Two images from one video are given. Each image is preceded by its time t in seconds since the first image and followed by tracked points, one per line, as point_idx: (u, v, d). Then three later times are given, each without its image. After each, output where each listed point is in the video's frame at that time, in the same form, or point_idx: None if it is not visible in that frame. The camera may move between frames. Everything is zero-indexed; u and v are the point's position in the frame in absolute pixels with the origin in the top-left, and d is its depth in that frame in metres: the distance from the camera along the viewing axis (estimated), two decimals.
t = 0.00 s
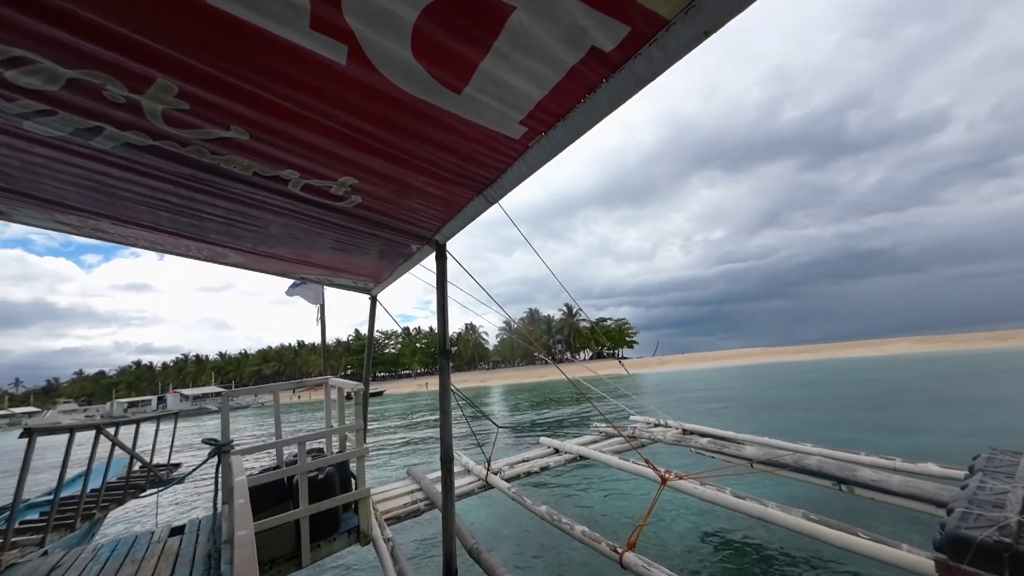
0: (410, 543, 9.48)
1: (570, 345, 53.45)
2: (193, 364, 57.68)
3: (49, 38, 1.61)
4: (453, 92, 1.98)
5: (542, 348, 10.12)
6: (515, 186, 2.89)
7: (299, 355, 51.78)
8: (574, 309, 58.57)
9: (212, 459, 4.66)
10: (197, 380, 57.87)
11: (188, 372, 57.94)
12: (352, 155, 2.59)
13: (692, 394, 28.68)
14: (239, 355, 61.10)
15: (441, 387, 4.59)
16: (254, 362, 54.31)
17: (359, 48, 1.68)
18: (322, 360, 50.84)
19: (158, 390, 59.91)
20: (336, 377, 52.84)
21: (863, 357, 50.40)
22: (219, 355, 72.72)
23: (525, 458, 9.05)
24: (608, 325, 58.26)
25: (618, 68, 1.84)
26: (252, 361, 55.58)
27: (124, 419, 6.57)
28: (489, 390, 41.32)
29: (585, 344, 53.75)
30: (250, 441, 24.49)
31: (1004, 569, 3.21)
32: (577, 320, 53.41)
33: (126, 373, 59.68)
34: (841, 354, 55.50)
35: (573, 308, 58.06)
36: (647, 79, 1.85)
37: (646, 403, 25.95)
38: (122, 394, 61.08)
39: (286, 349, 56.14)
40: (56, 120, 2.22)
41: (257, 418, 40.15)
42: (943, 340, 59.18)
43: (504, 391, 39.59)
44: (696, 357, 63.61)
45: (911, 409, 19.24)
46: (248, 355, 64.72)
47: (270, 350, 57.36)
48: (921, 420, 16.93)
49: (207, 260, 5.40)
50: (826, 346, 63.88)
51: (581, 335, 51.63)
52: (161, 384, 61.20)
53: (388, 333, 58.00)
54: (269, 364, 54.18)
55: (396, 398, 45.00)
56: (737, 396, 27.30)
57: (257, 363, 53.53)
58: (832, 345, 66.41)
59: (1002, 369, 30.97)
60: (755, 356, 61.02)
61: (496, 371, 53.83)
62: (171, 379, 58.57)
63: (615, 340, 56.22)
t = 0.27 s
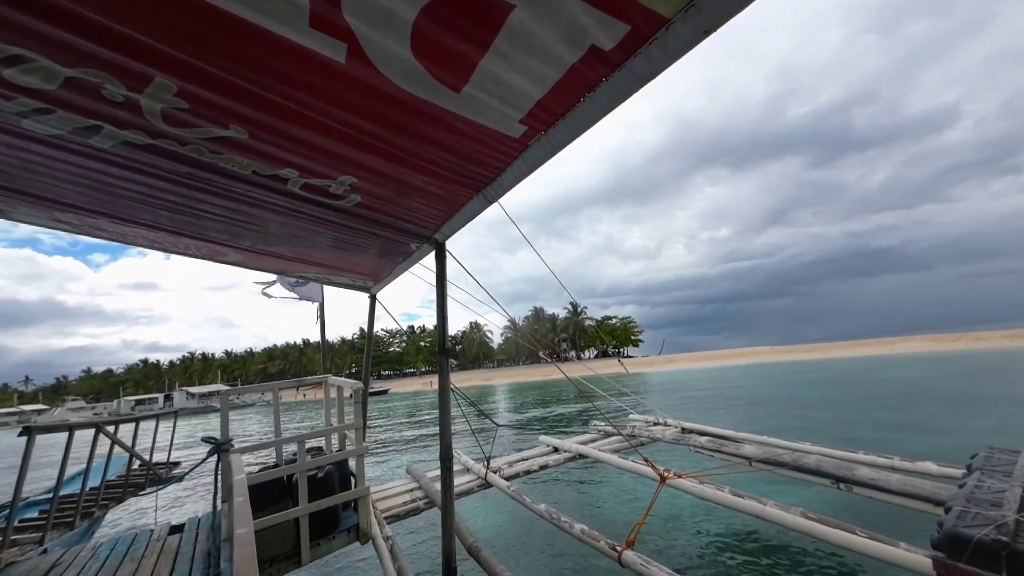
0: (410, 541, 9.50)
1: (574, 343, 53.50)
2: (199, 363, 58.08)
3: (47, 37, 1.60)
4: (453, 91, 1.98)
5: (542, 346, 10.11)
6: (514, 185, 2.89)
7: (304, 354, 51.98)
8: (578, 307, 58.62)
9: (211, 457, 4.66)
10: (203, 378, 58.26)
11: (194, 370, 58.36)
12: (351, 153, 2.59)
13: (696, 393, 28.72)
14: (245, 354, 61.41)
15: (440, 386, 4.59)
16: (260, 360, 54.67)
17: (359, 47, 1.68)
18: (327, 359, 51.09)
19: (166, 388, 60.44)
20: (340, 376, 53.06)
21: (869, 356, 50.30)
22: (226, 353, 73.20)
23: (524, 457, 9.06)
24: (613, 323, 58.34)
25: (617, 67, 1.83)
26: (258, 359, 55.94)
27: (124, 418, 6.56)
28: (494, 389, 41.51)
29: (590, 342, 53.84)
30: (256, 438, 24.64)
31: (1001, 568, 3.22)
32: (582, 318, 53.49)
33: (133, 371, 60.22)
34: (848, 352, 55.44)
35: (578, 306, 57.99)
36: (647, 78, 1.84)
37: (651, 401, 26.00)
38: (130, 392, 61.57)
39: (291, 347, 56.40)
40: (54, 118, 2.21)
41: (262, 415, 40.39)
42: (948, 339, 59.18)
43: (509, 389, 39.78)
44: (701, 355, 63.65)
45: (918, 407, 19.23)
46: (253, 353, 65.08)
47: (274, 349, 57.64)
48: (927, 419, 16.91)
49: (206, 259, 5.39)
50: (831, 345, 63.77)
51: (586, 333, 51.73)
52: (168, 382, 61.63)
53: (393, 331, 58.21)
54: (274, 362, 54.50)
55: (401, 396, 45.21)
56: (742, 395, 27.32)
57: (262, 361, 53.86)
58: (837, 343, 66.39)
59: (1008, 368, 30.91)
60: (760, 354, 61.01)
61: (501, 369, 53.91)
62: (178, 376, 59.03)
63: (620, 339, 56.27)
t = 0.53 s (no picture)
0: (410, 539, 9.52)
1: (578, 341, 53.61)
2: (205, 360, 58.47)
3: (44, 35, 1.60)
4: (452, 89, 1.97)
5: (542, 345, 10.11)
6: (514, 183, 2.88)
7: (309, 351, 52.17)
8: (582, 306, 58.65)
9: (210, 455, 4.65)
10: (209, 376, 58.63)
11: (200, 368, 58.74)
12: (350, 152, 2.58)
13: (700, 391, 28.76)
14: (249, 351, 61.63)
15: (439, 384, 4.60)
16: (265, 358, 54.97)
17: (358, 45, 1.67)
18: (331, 356, 51.29)
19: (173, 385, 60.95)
20: (345, 373, 53.30)
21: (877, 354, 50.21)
22: (231, 351, 73.54)
23: (523, 455, 9.06)
24: (617, 321, 58.37)
25: (617, 65, 1.83)
26: (262, 357, 56.26)
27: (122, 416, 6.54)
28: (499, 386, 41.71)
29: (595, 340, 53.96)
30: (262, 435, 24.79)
31: (998, 566, 3.24)
32: (586, 316, 53.56)
33: (141, 368, 60.80)
34: (854, 350, 55.46)
35: (582, 305, 58.03)
36: (647, 77, 1.84)
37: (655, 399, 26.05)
38: (135, 389, 62.00)
39: (296, 345, 56.64)
40: (51, 116, 2.20)
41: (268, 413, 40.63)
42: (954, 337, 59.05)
43: (514, 387, 39.98)
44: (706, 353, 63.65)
45: (924, 406, 19.19)
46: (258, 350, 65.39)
47: (279, 346, 57.94)
48: (932, 417, 16.88)
49: (204, 257, 5.37)
50: (836, 343, 63.80)
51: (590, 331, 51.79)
52: (174, 380, 62.07)
53: (397, 329, 58.41)
54: (279, 360, 54.79)
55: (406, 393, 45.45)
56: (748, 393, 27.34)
57: (267, 359, 54.18)
58: (842, 342, 66.34)
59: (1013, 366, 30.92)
60: (764, 352, 60.95)
61: (506, 367, 53.99)
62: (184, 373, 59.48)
63: (624, 337, 56.31)
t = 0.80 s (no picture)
0: (410, 538, 9.53)
1: (583, 339, 53.65)
2: (210, 358, 58.78)
3: (42, 31, 1.59)
4: (452, 88, 1.97)
5: (542, 345, 10.10)
6: (513, 182, 2.89)
7: (313, 350, 52.33)
8: (587, 304, 58.76)
9: (209, 454, 4.65)
10: (214, 374, 58.88)
11: (205, 366, 58.97)
12: (349, 151, 2.57)
13: (705, 389, 28.83)
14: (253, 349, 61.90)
15: (438, 383, 4.60)
16: (269, 356, 55.27)
17: (358, 44, 1.67)
18: (336, 355, 51.45)
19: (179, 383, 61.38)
20: (349, 371, 53.42)
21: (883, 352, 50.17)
22: (237, 349, 73.94)
23: (521, 455, 9.06)
24: (621, 319, 58.45)
25: (616, 65, 1.83)
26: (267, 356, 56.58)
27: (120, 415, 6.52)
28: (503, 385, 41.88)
29: (600, 338, 53.92)
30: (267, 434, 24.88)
31: (995, 565, 3.24)
32: (591, 314, 53.67)
33: (147, 365, 61.33)
34: (860, 348, 55.52)
35: (587, 303, 58.09)
36: (646, 77, 1.84)
37: (659, 397, 26.13)
38: (142, 386, 62.50)
39: (300, 343, 56.86)
40: (48, 114, 2.19)
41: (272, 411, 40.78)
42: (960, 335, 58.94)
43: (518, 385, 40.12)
44: (712, 351, 63.67)
45: (925, 404, 19.19)
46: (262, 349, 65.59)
47: (283, 345, 58.15)
48: (936, 416, 16.89)
49: (203, 255, 5.37)
50: (841, 341, 63.84)
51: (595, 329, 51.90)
52: (180, 378, 62.47)
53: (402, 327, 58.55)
54: (284, 358, 55.02)
55: (411, 392, 45.59)
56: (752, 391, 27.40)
57: (271, 357, 54.42)
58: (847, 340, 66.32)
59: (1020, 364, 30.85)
60: (769, 351, 61.03)
61: (511, 365, 54.12)
62: (190, 371, 59.84)
63: (629, 335, 56.41)
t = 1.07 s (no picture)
0: (410, 537, 9.54)
1: (588, 338, 53.78)
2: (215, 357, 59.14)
3: (41, 32, 1.59)
4: (451, 88, 1.97)
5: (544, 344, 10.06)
6: (513, 182, 2.88)
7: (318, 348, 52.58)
8: (592, 302, 58.78)
9: (208, 454, 4.64)
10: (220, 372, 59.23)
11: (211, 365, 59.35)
12: (348, 151, 2.57)
13: (710, 388, 28.87)
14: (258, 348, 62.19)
15: (438, 383, 4.60)
16: (275, 355, 55.63)
17: (357, 45, 1.67)
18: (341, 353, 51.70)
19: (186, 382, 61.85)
20: (354, 370, 53.67)
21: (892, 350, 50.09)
22: (243, 348, 74.32)
23: (521, 454, 9.06)
24: (627, 318, 58.50)
25: (616, 65, 1.83)
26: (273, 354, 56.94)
27: (120, 414, 6.52)
28: (508, 383, 42.03)
29: (606, 337, 54.02)
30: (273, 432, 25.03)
31: (993, 565, 3.25)
32: (596, 313, 53.75)
33: (154, 364, 61.79)
34: (867, 347, 55.52)
35: (592, 301, 58.11)
36: (646, 76, 1.84)
37: (665, 395, 26.19)
38: (149, 385, 63.08)
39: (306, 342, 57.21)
40: (48, 113, 2.19)
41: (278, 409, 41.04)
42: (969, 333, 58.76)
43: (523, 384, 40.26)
44: (719, 349, 63.68)
45: (929, 403, 19.16)
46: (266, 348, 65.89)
47: (288, 343, 58.42)
48: (940, 415, 16.88)
49: (202, 255, 5.36)
50: (847, 339, 63.83)
51: (600, 328, 52.02)
52: (187, 376, 62.92)
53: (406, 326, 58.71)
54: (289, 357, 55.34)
55: (415, 390, 45.80)
56: (758, 389, 27.42)
57: (276, 356, 54.73)
58: (854, 338, 66.27)
59: None
60: (773, 349, 61.09)
61: (517, 363, 54.21)
62: (196, 370, 60.26)
63: (634, 334, 56.45)
